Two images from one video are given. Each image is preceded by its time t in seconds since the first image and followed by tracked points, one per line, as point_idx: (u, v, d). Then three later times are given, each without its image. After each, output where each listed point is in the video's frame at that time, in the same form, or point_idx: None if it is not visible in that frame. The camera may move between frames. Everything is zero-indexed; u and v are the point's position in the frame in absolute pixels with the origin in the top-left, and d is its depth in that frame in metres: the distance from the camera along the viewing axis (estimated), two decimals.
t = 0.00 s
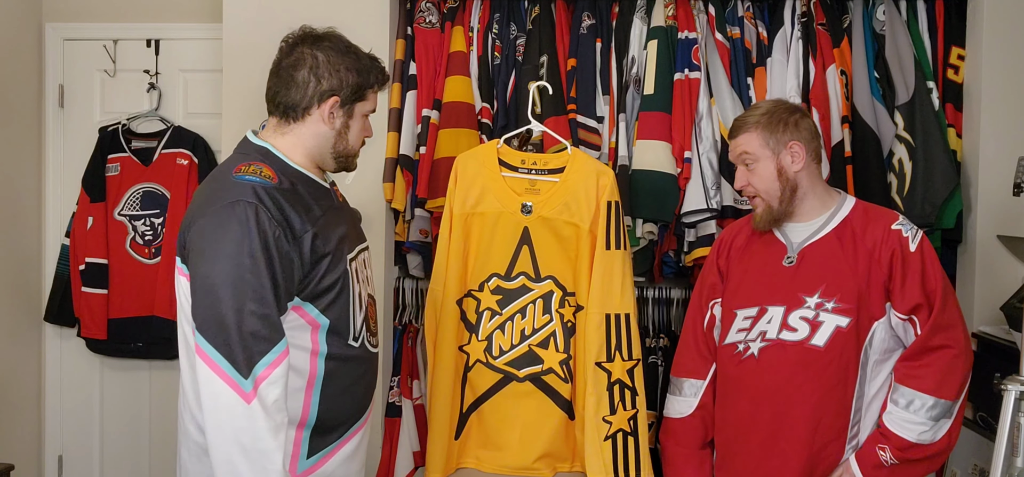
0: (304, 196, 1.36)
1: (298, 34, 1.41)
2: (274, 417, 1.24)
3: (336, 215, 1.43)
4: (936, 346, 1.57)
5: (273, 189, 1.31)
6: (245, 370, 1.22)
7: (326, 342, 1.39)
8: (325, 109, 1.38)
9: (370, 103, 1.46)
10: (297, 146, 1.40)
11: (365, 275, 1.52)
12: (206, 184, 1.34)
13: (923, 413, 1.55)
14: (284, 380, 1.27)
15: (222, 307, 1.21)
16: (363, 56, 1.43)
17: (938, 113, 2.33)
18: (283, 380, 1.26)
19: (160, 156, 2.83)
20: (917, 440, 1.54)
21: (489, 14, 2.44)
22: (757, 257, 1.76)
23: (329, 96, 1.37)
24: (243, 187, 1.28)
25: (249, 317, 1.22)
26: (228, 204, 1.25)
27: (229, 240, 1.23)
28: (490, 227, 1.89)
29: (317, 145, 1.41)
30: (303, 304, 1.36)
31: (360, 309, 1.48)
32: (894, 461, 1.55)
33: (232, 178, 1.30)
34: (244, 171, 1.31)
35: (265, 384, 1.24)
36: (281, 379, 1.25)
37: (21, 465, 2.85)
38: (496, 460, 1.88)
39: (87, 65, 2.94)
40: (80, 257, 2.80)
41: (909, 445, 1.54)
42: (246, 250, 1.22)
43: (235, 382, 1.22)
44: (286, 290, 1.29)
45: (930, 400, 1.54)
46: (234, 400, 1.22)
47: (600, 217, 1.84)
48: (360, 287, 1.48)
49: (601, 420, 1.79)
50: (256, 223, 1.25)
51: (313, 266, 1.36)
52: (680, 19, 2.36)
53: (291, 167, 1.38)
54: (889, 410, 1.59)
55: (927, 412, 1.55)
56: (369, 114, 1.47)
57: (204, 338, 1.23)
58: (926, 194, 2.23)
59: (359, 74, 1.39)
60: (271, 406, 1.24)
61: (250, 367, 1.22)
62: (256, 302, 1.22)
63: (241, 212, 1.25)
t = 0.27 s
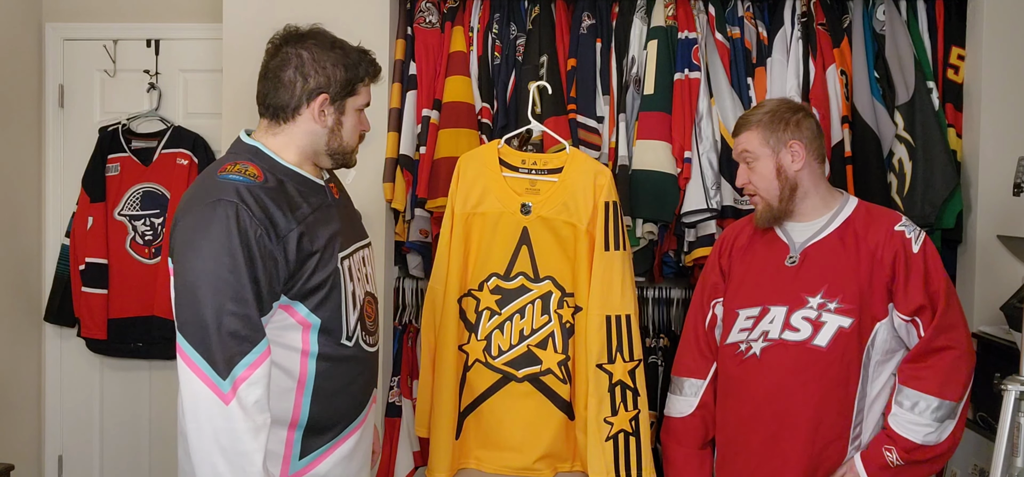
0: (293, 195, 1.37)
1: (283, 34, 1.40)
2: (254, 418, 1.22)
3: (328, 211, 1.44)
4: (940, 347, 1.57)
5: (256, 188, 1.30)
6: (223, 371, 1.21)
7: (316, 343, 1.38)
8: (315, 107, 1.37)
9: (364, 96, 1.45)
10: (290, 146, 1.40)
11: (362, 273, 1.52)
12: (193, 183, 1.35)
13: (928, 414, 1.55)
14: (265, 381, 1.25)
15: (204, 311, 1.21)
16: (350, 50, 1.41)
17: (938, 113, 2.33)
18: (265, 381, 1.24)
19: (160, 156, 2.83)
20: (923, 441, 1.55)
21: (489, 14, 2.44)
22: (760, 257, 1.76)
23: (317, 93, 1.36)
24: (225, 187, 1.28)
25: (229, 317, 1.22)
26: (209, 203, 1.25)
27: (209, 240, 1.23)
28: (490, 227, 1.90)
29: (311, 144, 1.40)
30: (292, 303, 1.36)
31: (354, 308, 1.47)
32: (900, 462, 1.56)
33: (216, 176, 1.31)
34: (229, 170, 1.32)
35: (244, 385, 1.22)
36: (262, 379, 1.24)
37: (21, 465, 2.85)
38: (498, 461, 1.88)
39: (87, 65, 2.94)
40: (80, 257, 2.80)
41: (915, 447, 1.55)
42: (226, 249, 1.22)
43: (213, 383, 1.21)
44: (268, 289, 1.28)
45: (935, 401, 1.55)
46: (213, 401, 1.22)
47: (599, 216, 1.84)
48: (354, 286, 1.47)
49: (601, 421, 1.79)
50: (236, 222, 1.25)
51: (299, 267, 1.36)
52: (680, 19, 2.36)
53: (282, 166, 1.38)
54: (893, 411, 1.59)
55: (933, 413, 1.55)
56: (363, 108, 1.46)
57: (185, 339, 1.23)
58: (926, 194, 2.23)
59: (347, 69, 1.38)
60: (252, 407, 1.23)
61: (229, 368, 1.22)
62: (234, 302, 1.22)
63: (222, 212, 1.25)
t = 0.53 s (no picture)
0: (284, 194, 1.37)
1: (284, 32, 1.40)
2: (242, 418, 1.23)
3: (323, 211, 1.43)
4: (942, 351, 1.57)
5: (243, 187, 1.30)
6: (209, 372, 1.22)
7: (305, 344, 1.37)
8: (310, 108, 1.36)
9: (363, 98, 1.44)
10: (284, 146, 1.40)
11: (359, 274, 1.50)
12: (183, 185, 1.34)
13: (926, 418, 1.55)
14: (252, 382, 1.25)
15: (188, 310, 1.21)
16: (350, 51, 1.40)
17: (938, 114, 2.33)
18: (251, 381, 1.25)
19: (159, 156, 2.83)
20: (920, 446, 1.54)
21: (489, 14, 2.44)
22: (762, 255, 1.75)
23: (313, 95, 1.36)
24: (212, 187, 1.27)
25: (213, 318, 1.22)
26: (196, 203, 1.25)
27: (194, 240, 1.22)
28: (489, 227, 1.90)
29: (305, 145, 1.40)
30: (281, 304, 1.36)
31: (345, 310, 1.45)
32: (898, 466, 1.55)
33: (205, 176, 1.30)
34: (218, 169, 1.32)
35: (231, 386, 1.23)
36: (249, 380, 1.24)
37: (21, 465, 2.85)
38: (496, 460, 1.87)
39: (87, 65, 2.94)
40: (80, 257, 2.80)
41: (913, 451, 1.54)
42: (210, 249, 1.22)
43: (200, 384, 1.22)
44: (255, 290, 1.28)
45: (934, 406, 1.54)
46: (200, 401, 1.22)
47: (598, 216, 1.84)
48: (349, 288, 1.46)
49: (597, 422, 1.79)
50: (222, 222, 1.24)
51: (287, 268, 1.36)
52: (680, 19, 2.36)
53: (277, 164, 1.38)
54: (893, 415, 1.58)
55: (932, 418, 1.55)
56: (362, 111, 1.45)
57: (172, 340, 1.23)
58: (926, 194, 2.23)
59: (345, 71, 1.37)
60: (239, 408, 1.23)
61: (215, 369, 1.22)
62: (218, 301, 1.22)
63: (209, 211, 1.24)
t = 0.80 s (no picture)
0: (275, 198, 1.36)
1: (292, 32, 1.39)
2: (219, 425, 1.23)
3: (316, 216, 1.42)
4: (944, 357, 1.56)
5: (232, 190, 1.29)
6: (189, 376, 1.21)
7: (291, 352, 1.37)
8: (311, 114, 1.35)
9: (367, 107, 1.43)
10: (282, 148, 1.39)
11: (351, 281, 1.49)
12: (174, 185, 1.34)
13: (929, 424, 1.54)
14: (232, 388, 1.25)
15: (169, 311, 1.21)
16: (357, 58, 1.39)
17: (939, 113, 2.33)
18: (231, 388, 1.24)
19: (159, 156, 2.83)
20: (924, 451, 1.54)
21: (489, 13, 2.43)
22: (763, 256, 1.75)
23: (315, 100, 1.35)
24: (200, 188, 1.27)
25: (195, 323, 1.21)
26: (183, 204, 1.25)
27: (179, 243, 1.22)
28: (490, 227, 1.89)
29: (303, 149, 1.39)
30: (267, 310, 1.35)
31: (335, 318, 1.44)
32: (901, 471, 1.54)
33: (195, 176, 1.30)
34: (209, 170, 1.31)
35: (210, 391, 1.22)
36: (229, 386, 1.24)
37: (21, 465, 2.85)
38: (494, 460, 1.87)
39: (86, 64, 2.93)
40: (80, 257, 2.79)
41: (916, 456, 1.54)
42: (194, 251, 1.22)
43: (180, 388, 1.22)
44: (239, 297, 1.28)
45: (937, 411, 1.54)
46: (179, 406, 1.22)
47: (599, 216, 1.83)
48: (340, 296, 1.45)
49: (595, 422, 1.79)
50: (207, 225, 1.24)
51: (273, 277, 1.34)
52: (680, 19, 2.35)
53: (273, 166, 1.38)
54: (895, 420, 1.58)
55: (935, 423, 1.54)
56: (364, 119, 1.44)
57: (155, 342, 1.23)
58: (926, 194, 2.23)
59: (349, 78, 1.36)
60: (217, 414, 1.23)
61: (195, 373, 1.22)
62: (200, 305, 1.22)
63: (195, 213, 1.24)
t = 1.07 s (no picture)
0: (255, 202, 1.34)
1: (277, 32, 1.37)
2: (190, 430, 1.23)
3: (299, 221, 1.39)
4: (939, 356, 1.56)
5: (205, 193, 1.27)
6: (160, 380, 1.21)
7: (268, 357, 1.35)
8: (295, 116, 1.33)
9: (356, 107, 1.39)
10: (269, 152, 1.38)
11: (338, 287, 1.46)
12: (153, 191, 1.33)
13: (923, 423, 1.54)
14: (205, 393, 1.25)
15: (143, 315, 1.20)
16: (344, 58, 1.36)
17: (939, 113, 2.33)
18: (204, 393, 1.24)
19: (159, 156, 2.82)
20: (917, 451, 1.54)
21: (489, 13, 2.43)
22: (762, 259, 1.75)
23: (299, 103, 1.32)
24: (174, 191, 1.26)
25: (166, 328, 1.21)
26: (156, 206, 1.24)
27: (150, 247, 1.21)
28: (490, 227, 1.89)
29: (289, 152, 1.37)
30: (246, 316, 1.34)
31: (316, 326, 1.41)
32: (895, 472, 1.54)
33: (173, 178, 1.29)
34: (188, 173, 1.31)
35: (182, 396, 1.22)
36: (201, 391, 1.24)
37: (21, 465, 2.85)
38: (496, 460, 1.87)
39: (86, 64, 2.93)
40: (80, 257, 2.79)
41: (909, 455, 1.54)
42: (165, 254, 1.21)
43: (151, 392, 1.22)
44: (212, 301, 1.27)
45: (931, 410, 1.54)
46: (150, 410, 1.22)
47: (600, 216, 1.83)
48: (323, 302, 1.42)
49: (600, 421, 1.79)
50: (178, 227, 1.22)
51: (247, 283, 1.32)
52: (680, 19, 2.35)
53: (257, 169, 1.36)
54: (891, 419, 1.58)
55: (929, 422, 1.54)
56: (354, 120, 1.40)
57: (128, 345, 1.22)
58: (926, 194, 2.23)
59: (334, 80, 1.33)
60: (187, 419, 1.23)
61: (167, 376, 1.21)
62: (170, 308, 1.21)
63: (167, 216, 1.23)
